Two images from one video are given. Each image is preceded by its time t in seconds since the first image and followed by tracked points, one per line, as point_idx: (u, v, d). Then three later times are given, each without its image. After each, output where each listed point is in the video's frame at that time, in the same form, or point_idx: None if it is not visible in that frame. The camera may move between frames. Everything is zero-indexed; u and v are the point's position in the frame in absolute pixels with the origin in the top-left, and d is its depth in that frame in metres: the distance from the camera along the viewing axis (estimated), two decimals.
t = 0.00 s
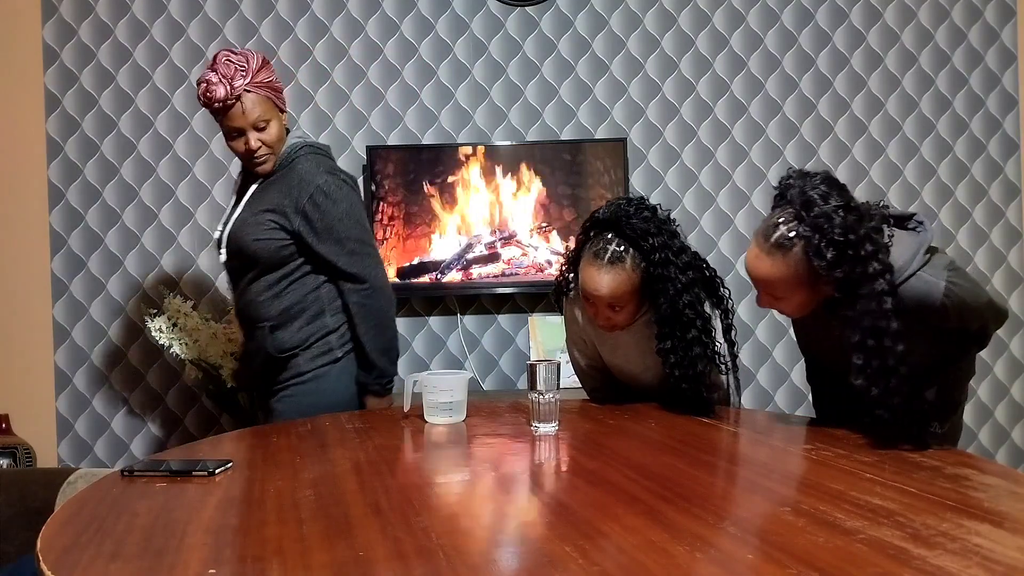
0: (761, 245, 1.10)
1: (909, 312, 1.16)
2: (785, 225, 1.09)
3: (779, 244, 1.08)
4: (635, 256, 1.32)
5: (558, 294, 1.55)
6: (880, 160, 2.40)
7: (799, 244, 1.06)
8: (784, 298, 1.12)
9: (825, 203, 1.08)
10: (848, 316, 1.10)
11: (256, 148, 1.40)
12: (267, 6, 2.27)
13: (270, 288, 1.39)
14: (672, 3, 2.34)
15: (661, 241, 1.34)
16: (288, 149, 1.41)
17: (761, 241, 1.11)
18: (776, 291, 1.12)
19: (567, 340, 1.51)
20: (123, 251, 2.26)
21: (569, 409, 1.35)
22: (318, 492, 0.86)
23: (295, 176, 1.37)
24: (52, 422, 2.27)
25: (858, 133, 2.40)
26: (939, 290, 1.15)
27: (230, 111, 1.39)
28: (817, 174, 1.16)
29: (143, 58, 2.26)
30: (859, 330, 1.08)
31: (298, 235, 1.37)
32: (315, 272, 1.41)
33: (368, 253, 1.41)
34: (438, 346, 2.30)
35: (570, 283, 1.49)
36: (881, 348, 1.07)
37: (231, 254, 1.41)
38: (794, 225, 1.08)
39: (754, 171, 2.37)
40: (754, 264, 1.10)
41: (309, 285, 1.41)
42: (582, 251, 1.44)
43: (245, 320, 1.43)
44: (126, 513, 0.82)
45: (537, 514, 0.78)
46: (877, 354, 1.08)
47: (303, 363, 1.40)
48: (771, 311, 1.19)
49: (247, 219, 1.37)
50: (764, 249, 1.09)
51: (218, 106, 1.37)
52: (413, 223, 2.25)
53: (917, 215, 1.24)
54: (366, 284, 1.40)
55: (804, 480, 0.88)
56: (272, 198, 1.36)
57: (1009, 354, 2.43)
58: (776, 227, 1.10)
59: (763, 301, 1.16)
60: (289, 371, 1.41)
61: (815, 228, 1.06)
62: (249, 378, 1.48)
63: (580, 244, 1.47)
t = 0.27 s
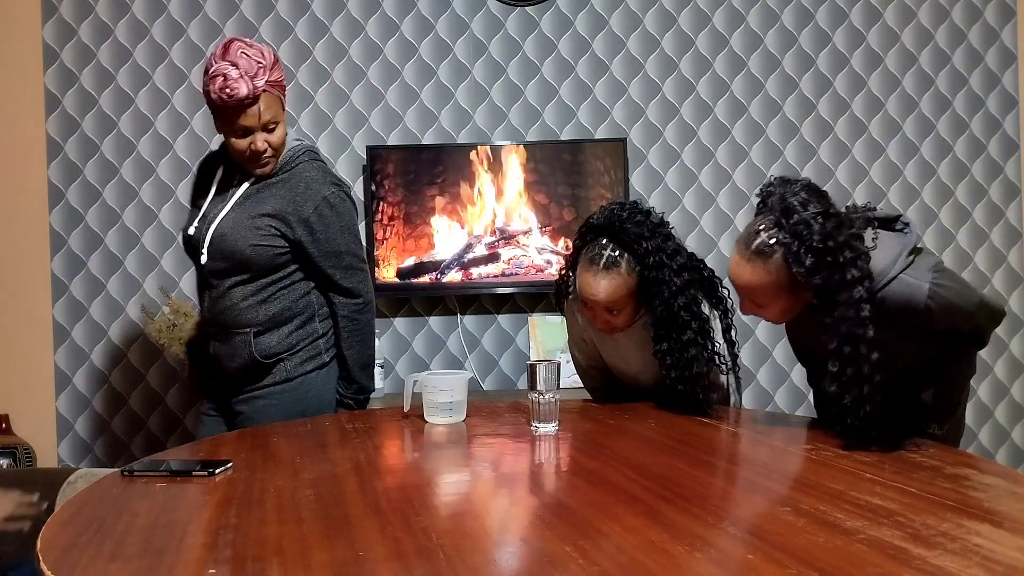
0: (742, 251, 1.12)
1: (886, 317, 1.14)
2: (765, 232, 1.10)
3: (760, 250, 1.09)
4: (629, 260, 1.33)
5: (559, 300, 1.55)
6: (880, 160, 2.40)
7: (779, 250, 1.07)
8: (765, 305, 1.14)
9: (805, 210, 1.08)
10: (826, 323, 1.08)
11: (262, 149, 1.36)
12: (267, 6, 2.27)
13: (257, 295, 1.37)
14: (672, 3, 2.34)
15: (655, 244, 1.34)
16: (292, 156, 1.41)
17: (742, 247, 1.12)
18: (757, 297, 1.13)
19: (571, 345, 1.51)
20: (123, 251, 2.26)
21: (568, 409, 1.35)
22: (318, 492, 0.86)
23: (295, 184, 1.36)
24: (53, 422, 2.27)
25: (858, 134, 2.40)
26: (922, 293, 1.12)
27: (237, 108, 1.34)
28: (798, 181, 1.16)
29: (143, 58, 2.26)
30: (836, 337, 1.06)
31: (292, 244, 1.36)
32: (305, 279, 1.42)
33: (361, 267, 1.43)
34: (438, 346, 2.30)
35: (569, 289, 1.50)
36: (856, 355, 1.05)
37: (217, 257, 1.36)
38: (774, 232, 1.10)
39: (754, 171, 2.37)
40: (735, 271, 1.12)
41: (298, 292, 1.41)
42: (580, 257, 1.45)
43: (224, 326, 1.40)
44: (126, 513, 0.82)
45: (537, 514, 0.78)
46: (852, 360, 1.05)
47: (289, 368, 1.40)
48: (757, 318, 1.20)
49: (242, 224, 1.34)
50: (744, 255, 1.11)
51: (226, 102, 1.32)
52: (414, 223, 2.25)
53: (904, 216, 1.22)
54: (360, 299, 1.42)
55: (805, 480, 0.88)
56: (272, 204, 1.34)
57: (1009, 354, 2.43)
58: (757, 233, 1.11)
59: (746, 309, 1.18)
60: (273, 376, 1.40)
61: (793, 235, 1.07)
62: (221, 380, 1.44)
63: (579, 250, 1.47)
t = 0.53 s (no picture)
0: (721, 265, 1.13)
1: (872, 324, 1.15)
2: (743, 245, 1.11)
3: (739, 263, 1.10)
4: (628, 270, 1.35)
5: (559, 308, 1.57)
6: (880, 160, 2.40)
7: (757, 263, 1.08)
8: (750, 316, 1.14)
9: (779, 221, 1.09)
10: (805, 333, 1.08)
11: (264, 151, 1.33)
12: (267, 6, 2.27)
13: (261, 295, 1.37)
14: (672, 3, 2.34)
15: (650, 253, 1.36)
16: (291, 157, 1.41)
17: (722, 261, 1.13)
18: (740, 310, 1.13)
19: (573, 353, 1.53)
20: (123, 251, 2.26)
21: (568, 409, 1.35)
22: (318, 492, 0.86)
23: (301, 183, 1.39)
24: (53, 422, 2.26)
25: (858, 134, 2.40)
26: (907, 303, 1.12)
27: (249, 106, 1.29)
28: (772, 192, 1.16)
29: (143, 59, 2.26)
30: (816, 347, 1.06)
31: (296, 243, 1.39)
32: (302, 276, 1.44)
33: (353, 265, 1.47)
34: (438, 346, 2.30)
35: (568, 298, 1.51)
36: (837, 364, 1.05)
37: (224, 257, 1.32)
38: (752, 245, 1.10)
39: (754, 171, 2.37)
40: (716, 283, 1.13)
41: (296, 291, 1.42)
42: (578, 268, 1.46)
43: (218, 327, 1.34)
44: (126, 512, 0.82)
45: (537, 514, 0.78)
46: (834, 369, 1.05)
47: (288, 367, 1.39)
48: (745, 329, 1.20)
49: (252, 222, 1.34)
50: (724, 268, 1.12)
51: (243, 101, 1.27)
52: (414, 223, 2.25)
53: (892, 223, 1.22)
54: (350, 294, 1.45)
55: (805, 480, 0.88)
56: (282, 204, 1.36)
57: (1009, 354, 2.43)
58: (735, 246, 1.12)
59: (731, 321, 1.18)
60: (274, 376, 1.38)
61: (768, 248, 1.07)
62: (207, 385, 1.36)
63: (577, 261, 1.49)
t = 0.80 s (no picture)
0: (715, 279, 1.12)
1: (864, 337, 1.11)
2: (737, 258, 1.10)
3: (732, 278, 1.09)
4: (637, 280, 1.36)
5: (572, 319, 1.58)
6: (880, 160, 2.40)
7: (750, 278, 1.07)
8: (744, 329, 1.13)
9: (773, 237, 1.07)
10: (798, 350, 1.07)
11: (231, 142, 1.28)
12: (267, 6, 2.27)
13: (237, 294, 1.34)
14: (672, 3, 2.34)
15: (659, 262, 1.38)
16: (257, 151, 1.38)
17: (716, 275, 1.12)
18: (734, 322, 1.12)
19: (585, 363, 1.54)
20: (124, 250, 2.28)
21: (568, 409, 1.35)
22: (318, 492, 0.86)
23: (272, 177, 1.38)
24: (52, 422, 2.26)
25: (858, 134, 2.40)
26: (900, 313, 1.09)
27: (221, 97, 1.22)
28: (767, 205, 1.15)
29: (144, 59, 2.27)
30: (809, 364, 1.04)
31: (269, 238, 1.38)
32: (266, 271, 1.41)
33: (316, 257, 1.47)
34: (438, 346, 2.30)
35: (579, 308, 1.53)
36: (828, 382, 1.03)
37: (205, 256, 1.29)
38: (746, 258, 1.09)
39: (754, 171, 2.37)
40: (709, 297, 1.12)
41: (266, 288, 1.40)
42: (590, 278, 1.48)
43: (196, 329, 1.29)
44: (126, 512, 0.82)
45: (536, 514, 0.78)
46: (826, 386, 1.04)
47: (263, 364, 1.37)
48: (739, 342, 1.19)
49: (226, 219, 1.31)
50: (717, 282, 1.11)
51: (214, 89, 1.20)
52: (413, 223, 2.25)
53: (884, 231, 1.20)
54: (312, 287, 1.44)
55: (804, 480, 0.88)
56: (254, 200, 1.34)
57: (1009, 354, 2.43)
58: (729, 260, 1.11)
59: (727, 335, 1.17)
60: (251, 374, 1.36)
61: (762, 263, 1.06)
62: (180, 390, 1.30)
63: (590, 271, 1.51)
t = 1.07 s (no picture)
0: (720, 295, 1.06)
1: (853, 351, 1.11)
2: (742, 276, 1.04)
3: (737, 297, 1.03)
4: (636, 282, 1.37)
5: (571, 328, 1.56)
6: (880, 160, 2.40)
7: (754, 300, 1.02)
8: (740, 346, 1.09)
9: (782, 262, 1.01)
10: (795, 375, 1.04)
11: (174, 154, 1.24)
12: (267, 6, 2.27)
13: (217, 297, 1.38)
14: (672, 3, 2.34)
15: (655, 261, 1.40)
16: (201, 161, 1.36)
17: (720, 291, 1.07)
18: (731, 339, 1.08)
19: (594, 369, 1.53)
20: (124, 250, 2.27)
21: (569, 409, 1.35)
22: (318, 493, 0.86)
23: (219, 179, 1.38)
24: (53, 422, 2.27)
25: (858, 134, 2.40)
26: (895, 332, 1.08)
27: (156, 110, 1.18)
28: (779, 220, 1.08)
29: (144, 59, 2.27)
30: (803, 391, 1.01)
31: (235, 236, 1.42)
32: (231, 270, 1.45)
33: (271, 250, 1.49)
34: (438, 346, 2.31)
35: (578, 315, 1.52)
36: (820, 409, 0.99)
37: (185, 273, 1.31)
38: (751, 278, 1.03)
39: (754, 171, 2.37)
40: (711, 313, 1.07)
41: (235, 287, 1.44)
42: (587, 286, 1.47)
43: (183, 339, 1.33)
44: (125, 513, 0.82)
45: (535, 514, 0.78)
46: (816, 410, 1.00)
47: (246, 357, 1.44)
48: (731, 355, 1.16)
49: (197, 228, 1.33)
50: (721, 300, 1.06)
51: (150, 104, 1.16)
52: (413, 223, 2.25)
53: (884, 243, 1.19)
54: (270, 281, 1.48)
55: (804, 480, 0.88)
56: (212, 204, 1.36)
57: (1009, 354, 2.43)
58: (733, 278, 1.05)
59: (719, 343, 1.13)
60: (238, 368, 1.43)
61: (768, 288, 1.00)
62: (174, 394, 1.34)
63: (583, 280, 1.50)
